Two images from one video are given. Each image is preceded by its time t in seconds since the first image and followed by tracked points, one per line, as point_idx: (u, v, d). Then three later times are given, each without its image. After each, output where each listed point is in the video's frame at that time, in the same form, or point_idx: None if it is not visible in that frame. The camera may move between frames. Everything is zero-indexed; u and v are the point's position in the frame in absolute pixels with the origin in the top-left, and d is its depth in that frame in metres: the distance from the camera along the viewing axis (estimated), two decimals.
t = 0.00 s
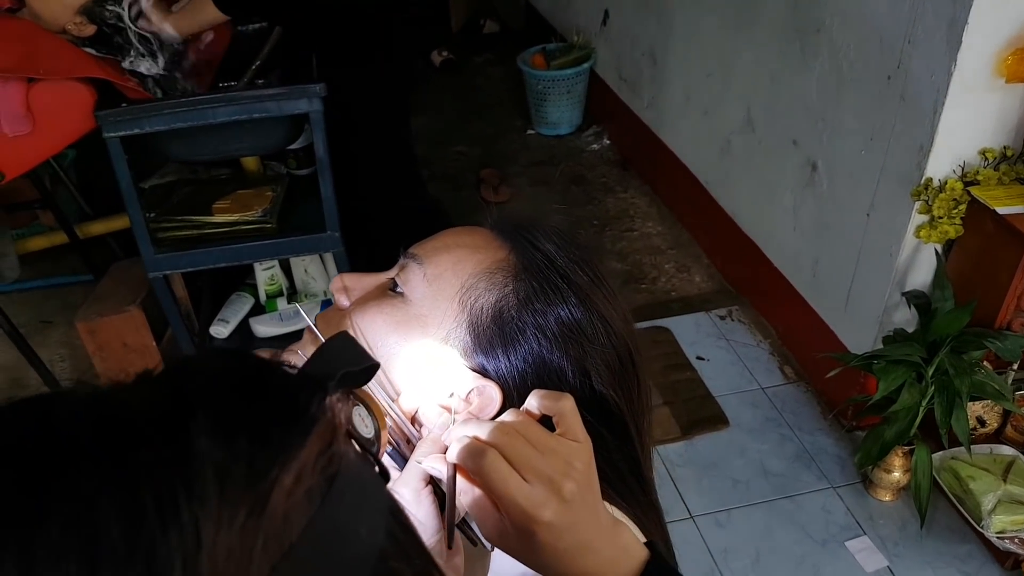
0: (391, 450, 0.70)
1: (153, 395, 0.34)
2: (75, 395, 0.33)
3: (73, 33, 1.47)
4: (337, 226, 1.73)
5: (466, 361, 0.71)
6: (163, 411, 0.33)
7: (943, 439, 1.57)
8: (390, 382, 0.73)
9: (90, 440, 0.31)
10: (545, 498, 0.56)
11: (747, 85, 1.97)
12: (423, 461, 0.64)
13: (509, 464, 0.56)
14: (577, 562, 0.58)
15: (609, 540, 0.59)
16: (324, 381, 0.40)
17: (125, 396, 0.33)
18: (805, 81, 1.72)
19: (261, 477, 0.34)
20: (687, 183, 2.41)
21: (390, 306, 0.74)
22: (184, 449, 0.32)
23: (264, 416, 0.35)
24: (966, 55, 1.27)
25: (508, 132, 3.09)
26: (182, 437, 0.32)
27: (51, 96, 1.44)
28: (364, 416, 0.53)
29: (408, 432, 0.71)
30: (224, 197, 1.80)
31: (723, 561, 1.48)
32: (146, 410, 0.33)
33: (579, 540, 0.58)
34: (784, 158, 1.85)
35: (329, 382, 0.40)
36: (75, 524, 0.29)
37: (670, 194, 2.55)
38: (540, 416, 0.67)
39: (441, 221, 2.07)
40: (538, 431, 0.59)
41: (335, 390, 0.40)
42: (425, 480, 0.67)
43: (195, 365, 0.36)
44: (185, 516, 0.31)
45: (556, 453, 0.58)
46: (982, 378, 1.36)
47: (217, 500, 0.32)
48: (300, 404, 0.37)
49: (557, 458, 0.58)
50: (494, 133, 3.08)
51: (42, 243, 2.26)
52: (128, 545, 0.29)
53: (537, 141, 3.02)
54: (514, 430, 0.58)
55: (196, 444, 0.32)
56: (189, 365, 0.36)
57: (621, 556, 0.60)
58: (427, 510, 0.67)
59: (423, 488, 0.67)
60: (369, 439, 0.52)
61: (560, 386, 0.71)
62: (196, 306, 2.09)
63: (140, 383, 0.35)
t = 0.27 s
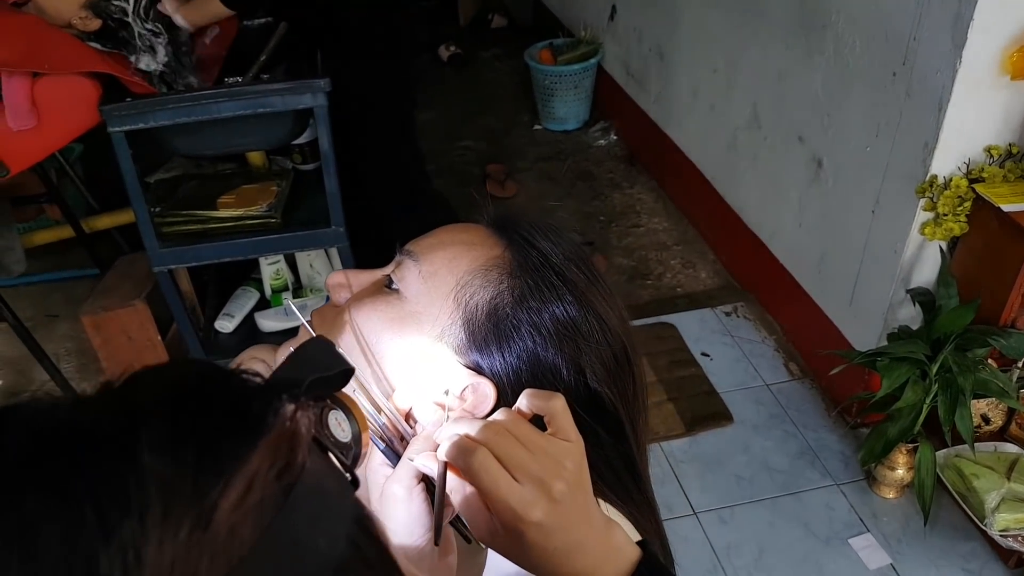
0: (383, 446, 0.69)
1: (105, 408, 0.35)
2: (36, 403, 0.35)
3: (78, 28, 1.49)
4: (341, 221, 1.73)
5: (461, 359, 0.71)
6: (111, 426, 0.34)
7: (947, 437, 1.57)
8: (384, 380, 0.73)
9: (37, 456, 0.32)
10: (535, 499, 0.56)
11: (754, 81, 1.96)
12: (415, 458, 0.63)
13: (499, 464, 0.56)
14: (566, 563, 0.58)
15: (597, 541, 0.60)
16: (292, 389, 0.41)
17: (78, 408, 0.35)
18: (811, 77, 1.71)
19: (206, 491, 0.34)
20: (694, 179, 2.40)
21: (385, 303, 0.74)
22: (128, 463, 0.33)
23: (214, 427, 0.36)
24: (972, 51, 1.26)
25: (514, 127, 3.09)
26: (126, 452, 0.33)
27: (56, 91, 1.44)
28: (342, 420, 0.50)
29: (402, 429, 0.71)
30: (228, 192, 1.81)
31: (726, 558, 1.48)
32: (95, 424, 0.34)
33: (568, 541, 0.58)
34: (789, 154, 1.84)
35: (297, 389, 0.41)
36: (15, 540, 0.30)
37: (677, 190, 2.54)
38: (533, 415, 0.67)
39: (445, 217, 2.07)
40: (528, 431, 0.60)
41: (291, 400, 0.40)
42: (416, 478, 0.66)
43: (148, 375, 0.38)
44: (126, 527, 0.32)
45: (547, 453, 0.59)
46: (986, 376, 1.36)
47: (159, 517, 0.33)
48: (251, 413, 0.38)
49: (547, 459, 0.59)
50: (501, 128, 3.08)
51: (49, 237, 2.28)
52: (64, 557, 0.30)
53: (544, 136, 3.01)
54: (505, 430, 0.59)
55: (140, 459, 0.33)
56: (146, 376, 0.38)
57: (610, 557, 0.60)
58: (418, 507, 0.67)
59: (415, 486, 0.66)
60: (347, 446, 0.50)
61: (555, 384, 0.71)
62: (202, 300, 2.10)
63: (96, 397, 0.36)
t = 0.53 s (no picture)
0: (386, 446, 0.70)
1: (88, 422, 0.36)
2: (23, 419, 0.36)
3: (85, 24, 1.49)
4: (346, 218, 1.73)
5: (464, 358, 0.72)
6: (94, 441, 0.35)
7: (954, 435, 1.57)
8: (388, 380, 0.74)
9: (18, 473, 0.33)
10: (540, 498, 0.57)
11: (761, 78, 1.95)
12: (419, 458, 0.64)
13: (504, 464, 0.57)
14: (572, 563, 0.58)
15: (602, 541, 0.59)
16: (282, 396, 0.43)
17: (60, 423, 0.36)
18: (818, 74, 1.70)
19: (188, 507, 0.35)
20: (701, 177, 2.39)
21: (387, 302, 0.74)
22: (111, 479, 0.34)
23: (199, 441, 0.37)
24: (979, 49, 1.25)
25: (521, 124, 3.08)
26: (108, 469, 0.34)
27: (62, 87, 1.45)
28: (336, 426, 0.54)
29: (406, 429, 0.72)
30: (234, 189, 1.81)
31: (731, 557, 1.48)
32: (77, 439, 0.35)
33: (573, 540, 0.58)
34: (796, 151, 1.84)
35: (287, 396, 0.43)
36: None
37: (683, 187, 2.54)
38: (537, 415, 0.67)
39: (451, 214, 2.07)
40: (533, 431, 0.60)
41: (275, 409, 0.42)
42: (420, 477, 0.67)
43: (131, 386, 0.38)
44: (108, 544, 0.33)
45: (552, 452, 0.59)
46: (992, 375, 1.35)
47: (141, 533, 0.34)
48: (236, 424, 0.38)
49: (551, 457, 0.59)
50: (507, 125, 3.08)
51: (57, 234, 2.29)
52: (44, 568, 0.31)
53: (551, 133, 3.01)
54: (509, 429, 0.59)
55: (123, 477, 0.34)
56: (131, 387, 0.39)
57: (615, 558, 0.60)
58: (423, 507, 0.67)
59: (419, 486, 0.67)
60: (341, 452, 0.53)
61: (558, 384, 0.72)
62: (209, 297, 2.11)
63: (80, 410, 0.37)
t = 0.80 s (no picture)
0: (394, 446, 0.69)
1: (97, 422, 0.36)
2: (32, 418, 0.36)
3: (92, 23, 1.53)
4: (352, 217, 1.73)
5: (472, 358, 0.72)
6: (102, 442, 0.35)
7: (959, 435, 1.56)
8: (395, 380, 0.74)
9: (28, 474, 0.33)
10: (549, 500, 0.57)
11: (766, 77, 1.95)
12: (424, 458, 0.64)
13: (515, 465, 0.57)
14: (579, 564, 0.59)
15: (610, 544, 0.60)
16: (290, 397, 0.43)
17: (68, 423, 0.36)
18: (825, 73, 1.70)
19: (196, 511, 0.35)
20: (706, 176, 2.39)
21: (395, 301, 0.74)
22: (119, 482, 0.34)
23: (208, 444, 0.37)
24: (987, 49, 1.25)
25: (526, 123, 3.08)
26: (117, 471, 0.34)
27: (68, 85, 1.45)
28: (344, 426, 0.52)
29: (414, 429, 0.72)
30: (239, 187, 1.82)
31: (736, 556, 1.48)
32: (86, 440, 0.35)
33: (581, 543, 0.58)
34: (802, 151, 1.83)
35: (296, 397, 0.44)
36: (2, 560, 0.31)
37: (689, 186, 2.54)
38: (545, 415, 0.67)
39: (456, 213, 2.07)
40: (543, 433, 0.60)
41: (284, 410, 0.42)
42: (426, 477, 0.67)
43: (138, 388, 0.38)
44: (117, 547, 0.33)
45: (563, 455, 0.59)
46: (999, 375, 1.35)
47: (151, 534, 0.34)
48: (245, 425, 0.39)
49: (562, 459, 0.59)
50: (513, 123, 3.08)
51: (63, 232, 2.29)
52: (51, 568, 0.32)
53: (556, 132, 3.01)
54: (520, 430, 0.59)
55: (131, 479, 0.34)
56: (139, 386, 0.39)
57: (623, 561, 0.60)
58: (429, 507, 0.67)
59: (425, 486, 0.67)
60: (350, 452, 0.51)
61: (566, 383, 0.72)
62: (214, 296, 2.11)
63: (88, 409, 0.37)
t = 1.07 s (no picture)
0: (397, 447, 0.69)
1: (103, 424, 0.36)
2: (40, 419, 0.36)
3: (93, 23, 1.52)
4: (354, 217, 1.73)
5: (475, 359, 0.72)
6: (108, 443, 0.35)
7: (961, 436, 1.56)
8: (397, 380, 0.74)
9: (35, 475, 0.33)
10: (549, 497, 0.57)
11: (769, 78, 1.95)
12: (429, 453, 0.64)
13: (515, 461, 0.57)
14: (579, 560, 0.59)
15: (610, 541, 0.60)
16: (297, 398, 0.44)
17: (74, 424, 0.36)
18: (827, 74, 1.70)
19: (202, 512, 0.35)
20: (708, 177, 2.39)
21: (399, 301, 0.74)
22: (125, 483, 0.34)
23: (214, 445, 0.37)
24: (989, 50, 1.25)
25: (528, 123, 3.09)
26: (123, 472, 0.34)
27: (69, 85, 1.45)
28: (350, 427, 0.52)
29: (416, 430, 0.71)
30: (242, 187, 1.82)
31: (738, 558, 1.48)
32: (92, 442, 0.35)
33: (581, 539, 0.58)
34: (805, 151, 1.83)
35: (303, 398, 0.44)
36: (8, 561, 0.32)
37: (691, 187, 2.54)
38: (549, 415, 0.68)
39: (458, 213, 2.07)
40: (546, 430, 0.60)
41: (290, 412, 0.42)
42: (431, 477, 0.67)
43: (144, 391, 0.39)
44: (123, 549, 0.33)
45: (565, 453, 0.59)
46: (1001, 377, 1.35)
47: (157, 537, 0.34)
48: (251, 426, 0.39)
49: (563, 457, 0.59)
50: (515, 124, 3.08)
51: (65, 232, 2.30)
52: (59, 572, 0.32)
53: (558, 133, 3.01)
54: (522, 427, 0.59)
55: (138, 481, 0.34)
56: (146, 389, 0.39)
57: (623, 558, 0.61)
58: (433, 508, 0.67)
59: (429, 485, 0.67)
60: (355, 453, 0.51)
61: (569, 384, 0.72)
62: (217, 296, 2.12)
63: (95, 410, 0.38)
